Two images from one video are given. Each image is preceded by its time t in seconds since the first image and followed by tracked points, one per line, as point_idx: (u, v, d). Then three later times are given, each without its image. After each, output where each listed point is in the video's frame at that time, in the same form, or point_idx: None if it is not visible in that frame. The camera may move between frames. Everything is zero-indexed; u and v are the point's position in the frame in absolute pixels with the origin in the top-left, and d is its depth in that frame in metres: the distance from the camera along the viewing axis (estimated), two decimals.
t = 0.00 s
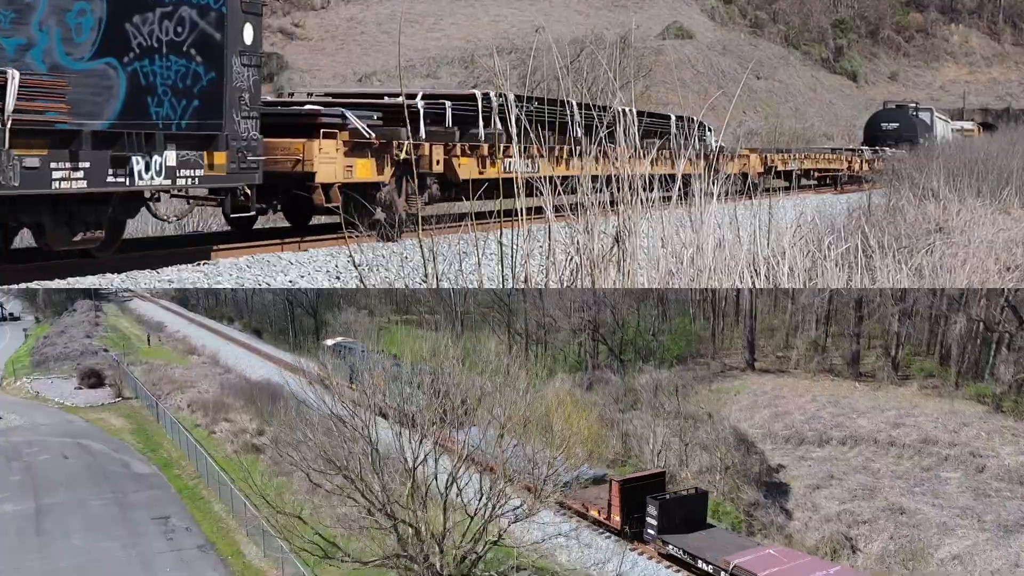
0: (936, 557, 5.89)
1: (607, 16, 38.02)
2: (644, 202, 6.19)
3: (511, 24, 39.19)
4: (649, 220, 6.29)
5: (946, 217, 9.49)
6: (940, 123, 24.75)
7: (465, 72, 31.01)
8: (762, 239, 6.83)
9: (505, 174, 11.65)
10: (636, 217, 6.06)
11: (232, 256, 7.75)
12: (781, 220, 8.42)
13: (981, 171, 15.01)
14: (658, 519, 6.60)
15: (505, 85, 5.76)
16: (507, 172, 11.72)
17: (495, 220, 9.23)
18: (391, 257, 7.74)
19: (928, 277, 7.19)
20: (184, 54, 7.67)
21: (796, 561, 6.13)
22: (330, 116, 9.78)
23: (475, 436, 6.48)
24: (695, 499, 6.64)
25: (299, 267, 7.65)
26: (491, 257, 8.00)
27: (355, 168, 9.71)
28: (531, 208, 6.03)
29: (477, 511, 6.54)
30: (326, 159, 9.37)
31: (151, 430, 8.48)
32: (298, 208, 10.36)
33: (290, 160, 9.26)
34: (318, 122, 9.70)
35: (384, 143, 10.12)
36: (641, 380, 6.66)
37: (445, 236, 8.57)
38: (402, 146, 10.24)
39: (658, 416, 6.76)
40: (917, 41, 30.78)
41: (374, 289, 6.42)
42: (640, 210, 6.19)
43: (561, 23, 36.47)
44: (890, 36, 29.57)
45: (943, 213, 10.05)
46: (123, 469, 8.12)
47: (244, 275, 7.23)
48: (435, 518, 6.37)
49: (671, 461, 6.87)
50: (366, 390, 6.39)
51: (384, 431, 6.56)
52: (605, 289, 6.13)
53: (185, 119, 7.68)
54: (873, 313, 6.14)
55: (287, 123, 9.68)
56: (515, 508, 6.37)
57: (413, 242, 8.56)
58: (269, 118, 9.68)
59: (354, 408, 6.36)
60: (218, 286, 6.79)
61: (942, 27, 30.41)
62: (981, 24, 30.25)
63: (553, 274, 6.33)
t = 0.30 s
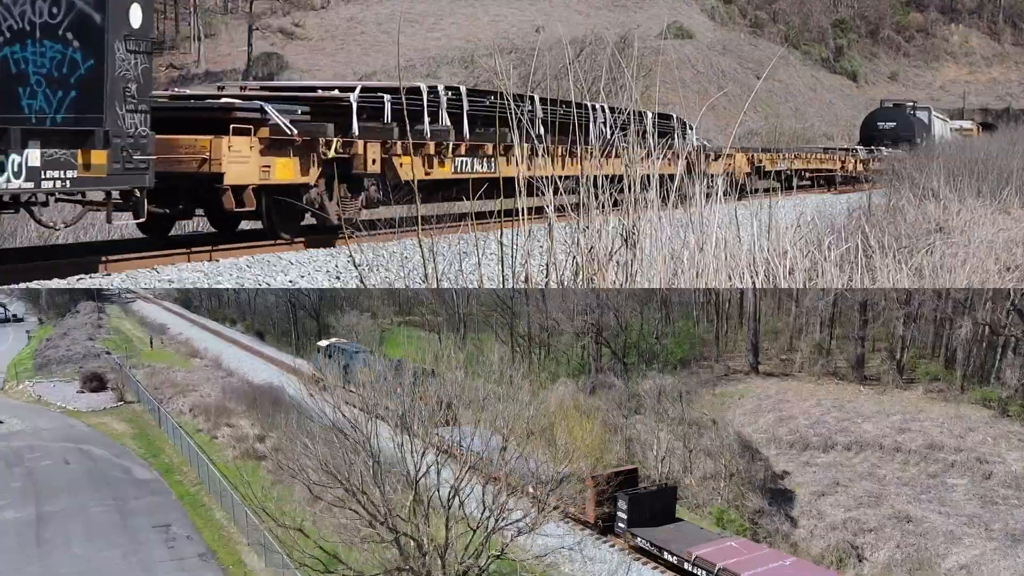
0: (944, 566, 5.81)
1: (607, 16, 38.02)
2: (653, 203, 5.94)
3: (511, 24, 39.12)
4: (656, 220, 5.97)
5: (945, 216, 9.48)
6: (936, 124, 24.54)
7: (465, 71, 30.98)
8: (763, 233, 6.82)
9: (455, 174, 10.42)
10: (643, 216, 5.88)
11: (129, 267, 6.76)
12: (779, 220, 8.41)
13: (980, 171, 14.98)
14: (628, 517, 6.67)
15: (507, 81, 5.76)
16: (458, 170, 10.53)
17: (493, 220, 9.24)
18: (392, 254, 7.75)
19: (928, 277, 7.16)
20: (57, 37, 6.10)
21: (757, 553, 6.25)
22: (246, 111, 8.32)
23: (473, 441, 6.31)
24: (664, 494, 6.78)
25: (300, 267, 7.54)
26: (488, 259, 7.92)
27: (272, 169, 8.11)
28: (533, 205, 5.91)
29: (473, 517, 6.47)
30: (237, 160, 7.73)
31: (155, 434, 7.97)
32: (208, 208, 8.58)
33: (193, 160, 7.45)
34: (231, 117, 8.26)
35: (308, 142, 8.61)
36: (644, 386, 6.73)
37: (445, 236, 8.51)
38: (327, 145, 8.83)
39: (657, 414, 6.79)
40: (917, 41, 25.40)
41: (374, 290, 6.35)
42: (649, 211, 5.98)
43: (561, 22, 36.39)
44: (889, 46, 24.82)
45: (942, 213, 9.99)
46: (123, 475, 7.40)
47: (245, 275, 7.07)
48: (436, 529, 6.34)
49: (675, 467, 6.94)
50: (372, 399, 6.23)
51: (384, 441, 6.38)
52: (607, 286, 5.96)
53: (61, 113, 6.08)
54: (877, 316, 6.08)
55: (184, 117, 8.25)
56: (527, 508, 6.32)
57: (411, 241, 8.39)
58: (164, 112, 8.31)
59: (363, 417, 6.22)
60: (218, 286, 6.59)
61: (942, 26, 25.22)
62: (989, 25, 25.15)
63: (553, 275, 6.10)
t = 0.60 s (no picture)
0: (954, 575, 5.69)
1: (607, 16, 38.17)
2: (645, 205, 6.32)
3: (511, 24, 39.25)
4: (649, 221, 6.33)
5: (944, 218, 9.50)
6: (933, 120, 24.12)
7: (465, 71, 31.13)
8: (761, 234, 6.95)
9: (396, 175, 9.87)
10: (636, 218, 6.18)
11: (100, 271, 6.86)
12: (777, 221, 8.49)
13: (980, 171, 14.95)
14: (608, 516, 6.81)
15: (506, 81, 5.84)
16: (399, 172, 9.96)
17: (494, 220, 9.35)
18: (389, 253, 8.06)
19: (928, 277, 7.18)
20: None
21: (721, 545, 6.45)
22: (139, 103, 7.50)
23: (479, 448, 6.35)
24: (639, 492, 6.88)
25: (300, 267, 8.04)
26: (488, 259, 8.13)
27: (169, 170, 7.22)
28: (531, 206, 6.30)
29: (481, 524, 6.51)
30: (126, 159, 6.85)
31: (157, 439, 7.76)
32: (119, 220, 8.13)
33: (74, 160, 6.63)
34: (121, 110, 7.42)
35: (213, 139, 7.69)
36: (650, 392, 6.57)
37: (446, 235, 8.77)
38: (236, 142, 7.95)
39: (662, 421, 6.67)
40: (917, 41, 28.94)
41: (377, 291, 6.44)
42: (641, 213, 6.29)
43: (561, 23, 36.40)
44: (888, 43, 28.34)
45: (942, 213, 10.10)
46: (127, 482, 7.34)
47: (245, 275, 7.52)
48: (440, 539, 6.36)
49: (679, 473, 6.79)
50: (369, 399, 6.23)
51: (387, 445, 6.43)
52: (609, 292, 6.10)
53: None
54: (885, 321, 6.10)
55: (69, 109, 7.62)
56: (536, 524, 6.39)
57: (411, 243, 8.71)
58: (48, 103, 7.72)
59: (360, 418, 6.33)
60: (218, 286, 7.11)
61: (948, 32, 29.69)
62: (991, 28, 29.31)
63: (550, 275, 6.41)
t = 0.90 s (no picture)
0: None
1: (607, 16, 38.20)
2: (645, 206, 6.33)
3: (511, 24, 39.25)
4: (649, 222, 6.36)
5: (943, 219, 9.52)
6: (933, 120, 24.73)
7: (464, 72, 31.18)
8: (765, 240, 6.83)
9: (324, 175, 8.99)
10: (635, 220, 6.20)
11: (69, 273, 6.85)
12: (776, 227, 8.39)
13: (981, 171, 14.87)
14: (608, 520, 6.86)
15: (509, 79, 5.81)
16: (327, 172, 9.05)
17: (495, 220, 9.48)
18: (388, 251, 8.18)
19: (928, 278, 7.16)
20: None
21: (690, 536, 6.78)
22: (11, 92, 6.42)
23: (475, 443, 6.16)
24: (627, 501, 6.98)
25: (299, 267, 8.10)
26: (488, 258, 8.60)
27: (34, 171, 6.29)
28: (532, 207, 6.10)
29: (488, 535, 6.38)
30: None
31: (159, 444, 8.00)
32: None
33: None
34: None
35: (92, 135, 6.71)
36: (656, 398, 6.48)
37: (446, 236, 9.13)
38: (123, 139, 6.92)
39: (667, 426, 6.55)
40: (918, 41, 35.81)
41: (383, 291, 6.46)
42: (639, 214, 6.33)
43: (562, 23, 36.38)
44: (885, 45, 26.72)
45: (942, 214, 10.14)
46: (130, 488, 7.50)
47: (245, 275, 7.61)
48: (443, 553, 6.18)
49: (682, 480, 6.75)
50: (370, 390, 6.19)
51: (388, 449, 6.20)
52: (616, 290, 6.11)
53: None
54: (894, 325, 6.05)
55: None
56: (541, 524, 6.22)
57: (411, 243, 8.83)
58: None
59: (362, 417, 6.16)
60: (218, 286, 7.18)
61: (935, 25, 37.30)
62: (989, 24, 33.10)
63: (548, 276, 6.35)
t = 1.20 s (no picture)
0: None
1: (608, 16, 38.31)
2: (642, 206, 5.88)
3: (511, 24, 39.25)
4: (649, 221, 6.00)
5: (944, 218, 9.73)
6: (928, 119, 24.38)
7: (464, 71, 31.15)
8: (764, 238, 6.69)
9: (233, 178, 7.55)
10: (635, 218, 5.77)
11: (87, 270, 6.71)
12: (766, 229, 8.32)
13: (981, 172, 14.99)
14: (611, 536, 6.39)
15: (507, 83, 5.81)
16: (238, 174, 7.65)
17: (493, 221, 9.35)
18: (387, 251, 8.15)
19: (929, 278, 7.25)
20: None
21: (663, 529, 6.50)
22: None
23: (481, 450, 5.93)
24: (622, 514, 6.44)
25: (299, 266, 7.91)
26: (489, 258, 8.37)
27: None
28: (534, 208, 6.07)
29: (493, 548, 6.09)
30: None
31: (162, 449, 7.59)
32: None
33: None
34: None
35: None
36: (660, 404, 6.46)
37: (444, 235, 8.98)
38: None
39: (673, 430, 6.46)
40: (918, 41, 39.80)
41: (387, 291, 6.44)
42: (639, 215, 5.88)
43: (562, 22, 36.45)
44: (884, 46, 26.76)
45: (942, 214, 10.16)
46: (133, 495, 6.93)
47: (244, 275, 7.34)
48: (446, 566, 5.99)
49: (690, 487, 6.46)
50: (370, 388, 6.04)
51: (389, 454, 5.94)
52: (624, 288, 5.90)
53: None
54: (903, 330, 6.09)
55: None
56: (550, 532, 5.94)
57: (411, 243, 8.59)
58: None
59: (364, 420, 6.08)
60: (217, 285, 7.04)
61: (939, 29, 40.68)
62: (989, 25, 35.97)
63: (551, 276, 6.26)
